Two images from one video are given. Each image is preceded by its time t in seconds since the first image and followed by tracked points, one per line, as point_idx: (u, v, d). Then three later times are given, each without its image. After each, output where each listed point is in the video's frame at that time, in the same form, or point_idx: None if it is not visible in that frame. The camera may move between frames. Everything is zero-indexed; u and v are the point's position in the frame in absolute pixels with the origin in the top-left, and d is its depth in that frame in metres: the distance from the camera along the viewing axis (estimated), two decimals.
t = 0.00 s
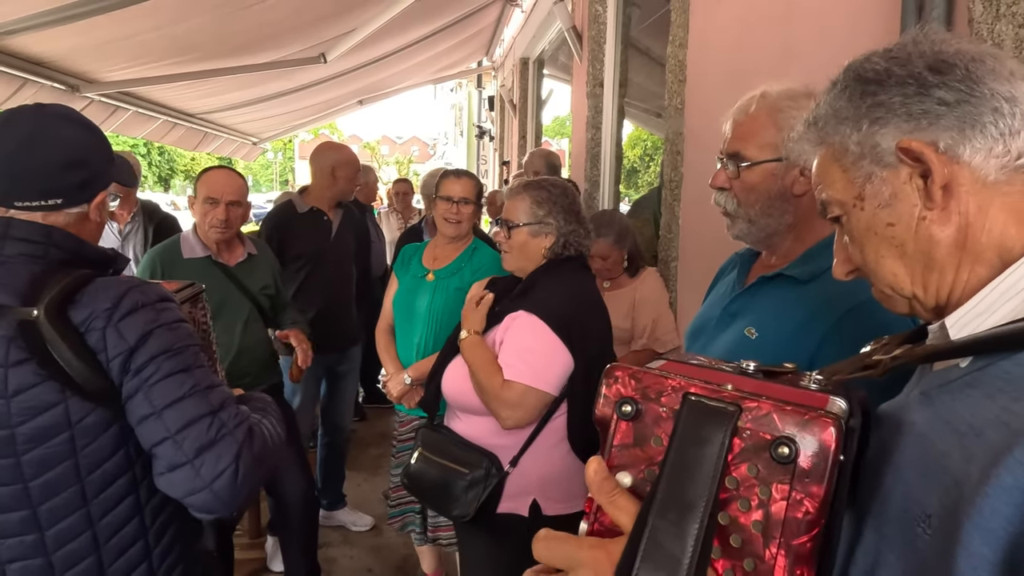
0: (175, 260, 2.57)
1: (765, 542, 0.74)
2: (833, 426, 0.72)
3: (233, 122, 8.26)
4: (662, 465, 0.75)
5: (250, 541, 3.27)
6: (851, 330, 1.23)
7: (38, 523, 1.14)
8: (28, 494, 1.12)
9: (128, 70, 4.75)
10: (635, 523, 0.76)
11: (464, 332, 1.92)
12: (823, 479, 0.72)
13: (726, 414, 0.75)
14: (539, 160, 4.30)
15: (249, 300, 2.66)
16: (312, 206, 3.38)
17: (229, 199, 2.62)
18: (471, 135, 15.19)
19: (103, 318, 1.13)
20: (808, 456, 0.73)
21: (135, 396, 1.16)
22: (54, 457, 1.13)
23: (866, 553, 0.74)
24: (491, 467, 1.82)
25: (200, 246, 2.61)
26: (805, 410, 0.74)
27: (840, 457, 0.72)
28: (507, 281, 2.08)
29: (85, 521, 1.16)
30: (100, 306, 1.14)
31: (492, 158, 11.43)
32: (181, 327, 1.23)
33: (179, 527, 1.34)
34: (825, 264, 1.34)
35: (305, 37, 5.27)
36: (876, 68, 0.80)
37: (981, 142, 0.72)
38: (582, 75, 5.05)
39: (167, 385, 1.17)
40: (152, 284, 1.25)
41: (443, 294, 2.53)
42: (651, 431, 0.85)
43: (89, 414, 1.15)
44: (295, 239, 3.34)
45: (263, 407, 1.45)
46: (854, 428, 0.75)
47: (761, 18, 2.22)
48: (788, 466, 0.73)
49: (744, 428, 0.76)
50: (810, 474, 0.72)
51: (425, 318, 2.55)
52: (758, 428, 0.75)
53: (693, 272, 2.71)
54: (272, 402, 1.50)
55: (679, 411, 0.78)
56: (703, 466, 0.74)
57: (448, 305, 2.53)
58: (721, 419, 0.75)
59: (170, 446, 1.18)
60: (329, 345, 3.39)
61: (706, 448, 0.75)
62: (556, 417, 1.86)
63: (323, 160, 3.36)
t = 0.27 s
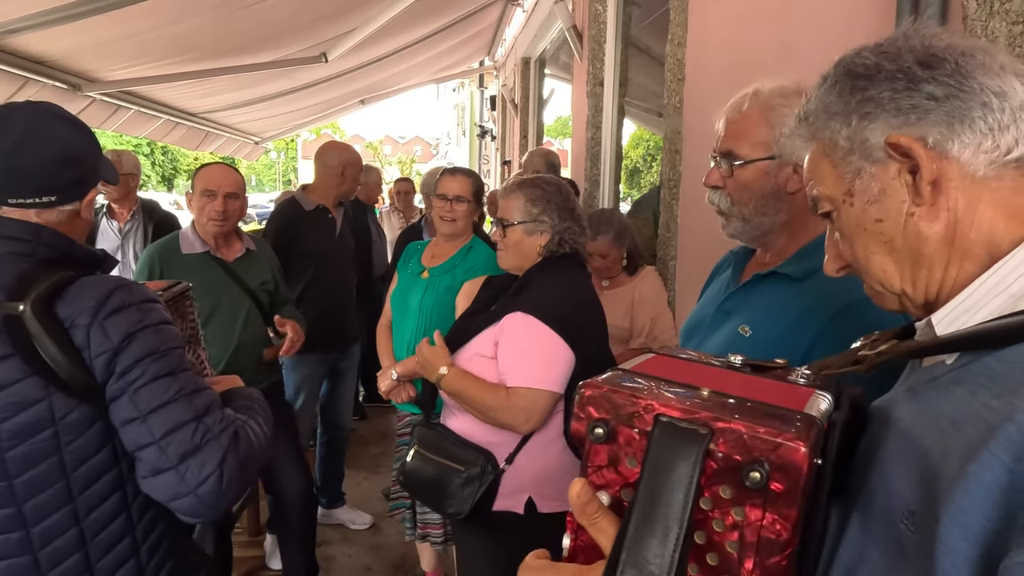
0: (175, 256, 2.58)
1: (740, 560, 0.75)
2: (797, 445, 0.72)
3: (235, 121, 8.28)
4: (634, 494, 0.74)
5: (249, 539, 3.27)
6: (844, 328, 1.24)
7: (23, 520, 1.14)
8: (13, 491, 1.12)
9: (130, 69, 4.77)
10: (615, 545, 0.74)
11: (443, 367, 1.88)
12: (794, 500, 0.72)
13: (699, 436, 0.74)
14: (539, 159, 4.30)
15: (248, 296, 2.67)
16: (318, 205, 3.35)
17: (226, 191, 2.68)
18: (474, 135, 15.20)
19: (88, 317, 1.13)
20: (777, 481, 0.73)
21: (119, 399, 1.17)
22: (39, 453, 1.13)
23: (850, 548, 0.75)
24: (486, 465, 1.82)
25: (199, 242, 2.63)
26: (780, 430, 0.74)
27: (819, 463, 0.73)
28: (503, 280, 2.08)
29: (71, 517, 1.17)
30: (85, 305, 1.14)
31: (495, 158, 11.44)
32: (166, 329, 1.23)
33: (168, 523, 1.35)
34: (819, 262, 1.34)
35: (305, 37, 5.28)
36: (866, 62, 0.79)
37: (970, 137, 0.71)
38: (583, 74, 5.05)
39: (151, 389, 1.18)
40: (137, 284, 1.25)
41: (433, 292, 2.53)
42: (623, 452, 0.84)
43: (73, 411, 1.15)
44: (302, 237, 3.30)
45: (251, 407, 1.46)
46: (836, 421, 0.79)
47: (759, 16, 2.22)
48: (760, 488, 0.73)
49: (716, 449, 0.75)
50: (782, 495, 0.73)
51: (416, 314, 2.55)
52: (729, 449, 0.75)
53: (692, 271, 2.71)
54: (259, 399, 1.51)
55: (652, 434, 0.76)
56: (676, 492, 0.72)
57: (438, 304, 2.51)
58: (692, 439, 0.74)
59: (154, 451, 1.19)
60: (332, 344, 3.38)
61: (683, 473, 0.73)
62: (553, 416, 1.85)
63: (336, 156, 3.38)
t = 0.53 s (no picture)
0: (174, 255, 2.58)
1: None
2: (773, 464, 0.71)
3: (237, 121, 8.29)
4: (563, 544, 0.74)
5: (249, 539, 3.26)
6: (843, 327, 1.22)
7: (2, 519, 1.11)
8: None
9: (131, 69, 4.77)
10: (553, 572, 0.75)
11: (441, 402, 1.90)
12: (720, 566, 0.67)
13: (619, 491, 0.72)
14: (539, 159, 4.30)
15: (247, 294, 2.67)
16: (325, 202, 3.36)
17: (226, 189, 2.69)
18: (475, 135, 15.20)
19: (73, 311, 1.12)
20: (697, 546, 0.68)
21: (110, 398, 1.17)
22: (17, 448, 1.10)
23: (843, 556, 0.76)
24: (485, 466, 1.81)
25: (198, 241, 2.62)
26: (712, 482, 0.69)
27: (774, 510, 0.71)
28: (503, 279, 2.08)
29: (50, 515, 1.14)
30: (71, 299, 1.13)
31: (496, 157, 11.44)
32: (151, 326, 1.24)
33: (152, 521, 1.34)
34: (818, 261, 1.33)
35: (307, 36, 5.28)
36: (877, 51, 0.78)
37: (985, 129, 0.70)
38: (584, 73, 5.04)
39: (144, 387, 1.19)
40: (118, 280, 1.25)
41: (425, 291, 2.52)
42: (564, 494, 0.83)
43: (53, 405, 1.12)
44: (311, 236, 3.27)
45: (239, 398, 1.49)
46: (834, 433, 0.83)
47: (759, 14, 2.21)
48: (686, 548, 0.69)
49: (643, 504, 0.72)
50: (707, 558, 0.68)
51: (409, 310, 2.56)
52: (655, 505, 0.71)
53: (693, 270, 2.70)
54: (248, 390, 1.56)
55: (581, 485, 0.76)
56: (598, 546, 0.72)
57: (430, 303, 2.51)
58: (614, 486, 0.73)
59: (150, 450, 1.20)
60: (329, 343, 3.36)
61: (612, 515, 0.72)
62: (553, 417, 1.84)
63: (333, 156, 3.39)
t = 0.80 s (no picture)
0: (175, 255, 2.57)
1: None
2: (768, 507, 0.69)
3: (240, 121, 8.30)
4: None
5: (251, 538, 3.27)
6: (850, 328, 1.22)
7: None
8: None
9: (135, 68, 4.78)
10: None
11: (446, 408, 1.88)
12: None
13: (602, 558, 0.72)
14: (543, 159, 4.29)
15: (249, 294, 2.67)
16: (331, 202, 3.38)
17: (228, 188, 2.69)
18: (478, 134, 15.20)
19: (22, 296, 1.11)
20: None
21: (51, 390, 1.12)
22: None
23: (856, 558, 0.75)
24: (487, 465, 1.80)
25: (200, 241, 2.62)
26: (699, 543, 0.68)
27: (768, 556, 0.68)
28: (505, 279, 2.07)
29: None
30: (23, 285, 1.12)
31: (499, 157, 11.44)
32: (109, 318, 1.18)
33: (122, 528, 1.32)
34: (824, 262, 1.31)
35: (309, 35, 5.28)
36: (886, 48, 0.77)
37: (997, 127, 0.69)
38: (587, 73, 5.04)
39: (87, 381, 1.13)
40: (87, 272, 1.22)
41: (430, 289, 2.50)
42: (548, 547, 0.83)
43: None
44: (320, 237, 3.27)
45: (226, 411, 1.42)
46: (841, 440, 0.82)
47: (763, 13, 2.20)
48: None
49: (627, 566, 0.72)
50: None
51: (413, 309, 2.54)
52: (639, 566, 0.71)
53: (696, 270, 2.69)
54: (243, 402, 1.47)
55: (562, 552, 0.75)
56: None
57: (434, 302, 2.49)
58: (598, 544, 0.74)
59: (86, 448, 1.14)
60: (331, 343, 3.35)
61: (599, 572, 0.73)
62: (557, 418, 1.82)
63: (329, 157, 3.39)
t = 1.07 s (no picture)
0: (176, 256, 2.56)
1: None
2: (764, 550, 0.67)
3: (244, 121, 8.32)
4: None
5: (253, 539, 3.26)
6: (851, 330, 1.21)
7: None
8: None
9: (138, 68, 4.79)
10: None
11: (447, 413, 1.88)
12: None
13: None
14: (546, 159, 4.28)
15: (249, 294, 2.67)
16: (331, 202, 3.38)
17: (231, 190, 2.69)
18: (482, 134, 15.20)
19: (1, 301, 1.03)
20: None
21: (18, 403, 1.03)
22: None
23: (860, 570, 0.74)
24: (487, 467, 1.80)
25: (202, 241, 2.61)
26: None
27: None
28: (506, 279, 2.07)
29: None
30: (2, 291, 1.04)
31: (502, 157, 11.43)
32: (92, 333, 1.09)
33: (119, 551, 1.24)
34: (825, 263, 1.31)
35: (312, 35, 5.28)
36: (893, 48, 0.77)
37: (1006, 128, 0.67)
38: (589, 73, 5.03)
39: (49, 397, 1.03)
40: (82, 280, 1.14)
41: (445, 292, 2.50)
42: None
43: None
44: (322, 238, 3.26)
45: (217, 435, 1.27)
46: (845, 449, 0.81)
47: (767, 13, 2.19)
48: None
49: None
50: None
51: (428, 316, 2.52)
52: None
53: (698, 270, 2.69)
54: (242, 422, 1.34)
55: None
56: None
57: (447, 303, 2.50)
58: None
59: (40, 470, 1.04)
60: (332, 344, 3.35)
61: None
62: (558, 421, 1.81)
63: (331, 158, 3.44)
